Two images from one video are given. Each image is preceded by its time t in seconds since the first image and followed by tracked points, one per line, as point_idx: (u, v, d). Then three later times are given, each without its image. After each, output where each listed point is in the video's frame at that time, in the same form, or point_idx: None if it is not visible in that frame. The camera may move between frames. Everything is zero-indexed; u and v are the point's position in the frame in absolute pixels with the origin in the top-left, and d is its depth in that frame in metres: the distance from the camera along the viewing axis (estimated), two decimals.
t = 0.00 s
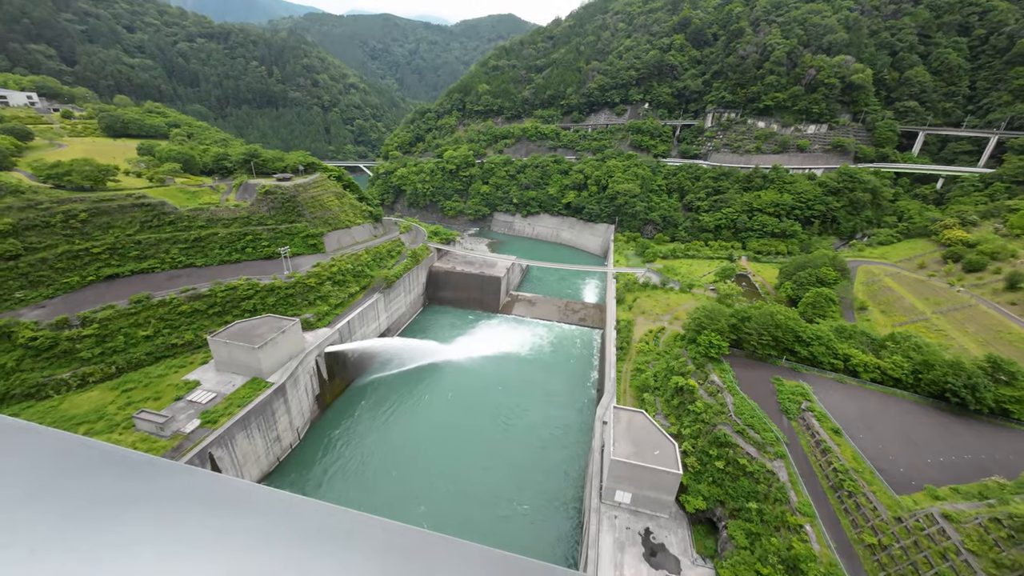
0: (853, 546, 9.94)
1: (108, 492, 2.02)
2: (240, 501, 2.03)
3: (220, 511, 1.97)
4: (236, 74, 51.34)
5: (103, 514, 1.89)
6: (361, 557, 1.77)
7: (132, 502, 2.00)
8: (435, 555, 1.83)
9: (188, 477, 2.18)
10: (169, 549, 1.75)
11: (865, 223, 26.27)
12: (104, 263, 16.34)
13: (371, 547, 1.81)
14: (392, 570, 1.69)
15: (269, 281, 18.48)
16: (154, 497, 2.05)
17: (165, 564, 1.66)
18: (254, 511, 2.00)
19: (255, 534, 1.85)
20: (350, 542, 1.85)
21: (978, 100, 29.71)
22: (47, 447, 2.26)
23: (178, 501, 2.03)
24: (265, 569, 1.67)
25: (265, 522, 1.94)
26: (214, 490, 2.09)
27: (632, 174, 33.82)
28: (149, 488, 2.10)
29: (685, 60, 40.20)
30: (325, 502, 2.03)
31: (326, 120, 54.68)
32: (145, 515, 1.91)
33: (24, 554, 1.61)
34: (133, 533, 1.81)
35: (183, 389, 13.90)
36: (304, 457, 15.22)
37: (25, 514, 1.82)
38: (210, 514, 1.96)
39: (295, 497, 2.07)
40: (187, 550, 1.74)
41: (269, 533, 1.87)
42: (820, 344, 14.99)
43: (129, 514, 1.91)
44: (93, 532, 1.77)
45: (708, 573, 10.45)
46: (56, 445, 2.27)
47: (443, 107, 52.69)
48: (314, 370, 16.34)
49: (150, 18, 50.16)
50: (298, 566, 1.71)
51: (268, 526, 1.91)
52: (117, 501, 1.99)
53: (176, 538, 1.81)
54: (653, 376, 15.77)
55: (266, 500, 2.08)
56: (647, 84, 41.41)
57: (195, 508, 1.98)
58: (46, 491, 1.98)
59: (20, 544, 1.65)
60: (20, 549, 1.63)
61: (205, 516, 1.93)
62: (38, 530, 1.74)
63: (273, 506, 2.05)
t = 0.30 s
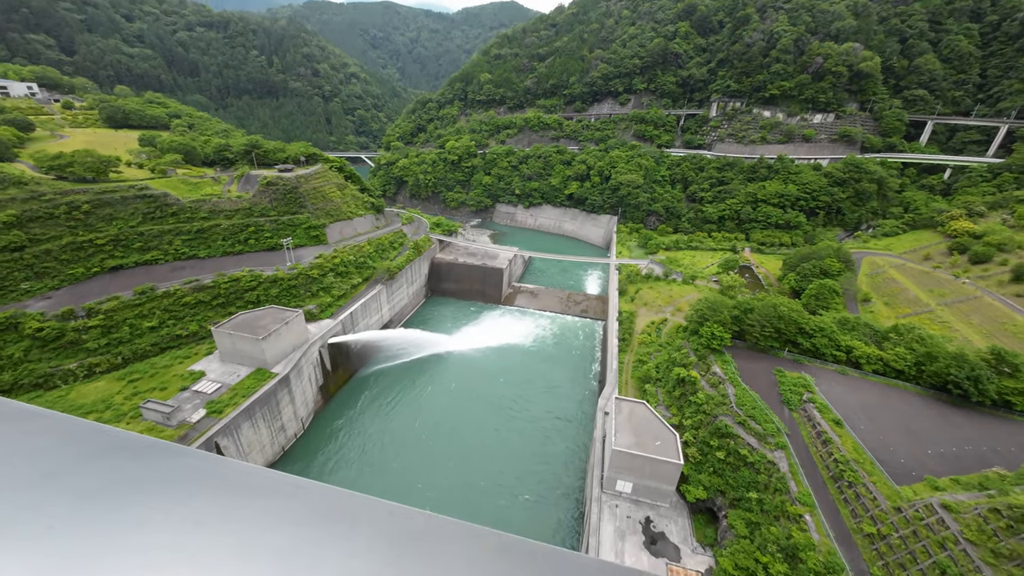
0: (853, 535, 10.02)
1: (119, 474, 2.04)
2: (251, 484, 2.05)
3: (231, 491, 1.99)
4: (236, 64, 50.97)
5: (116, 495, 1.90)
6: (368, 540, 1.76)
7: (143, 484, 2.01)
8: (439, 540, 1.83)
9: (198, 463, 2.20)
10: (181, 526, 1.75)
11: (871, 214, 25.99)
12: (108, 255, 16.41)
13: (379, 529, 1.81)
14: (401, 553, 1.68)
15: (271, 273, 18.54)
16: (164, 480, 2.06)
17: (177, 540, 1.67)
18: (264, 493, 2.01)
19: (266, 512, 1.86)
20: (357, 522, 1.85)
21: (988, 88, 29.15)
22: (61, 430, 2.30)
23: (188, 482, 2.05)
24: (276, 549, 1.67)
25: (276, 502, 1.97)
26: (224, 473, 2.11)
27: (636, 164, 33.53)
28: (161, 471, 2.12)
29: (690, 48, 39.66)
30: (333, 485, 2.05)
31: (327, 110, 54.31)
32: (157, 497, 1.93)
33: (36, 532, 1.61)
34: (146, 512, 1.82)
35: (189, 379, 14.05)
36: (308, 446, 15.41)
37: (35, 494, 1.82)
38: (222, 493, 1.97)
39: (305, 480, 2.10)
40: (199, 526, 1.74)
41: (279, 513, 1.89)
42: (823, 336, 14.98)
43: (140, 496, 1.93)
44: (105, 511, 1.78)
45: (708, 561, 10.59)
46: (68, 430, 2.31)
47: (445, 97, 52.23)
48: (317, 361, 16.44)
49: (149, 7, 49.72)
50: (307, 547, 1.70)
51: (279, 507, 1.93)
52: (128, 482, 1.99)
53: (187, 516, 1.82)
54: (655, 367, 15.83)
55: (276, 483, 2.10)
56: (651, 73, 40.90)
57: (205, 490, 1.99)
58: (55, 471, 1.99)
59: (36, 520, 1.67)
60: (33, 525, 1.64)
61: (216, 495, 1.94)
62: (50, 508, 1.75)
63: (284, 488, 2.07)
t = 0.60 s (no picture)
0: (854, 532, 10.03)
1: (129, 465, 2.09)
2: (260, 478, 2.13)
3: (240, 484, 2.06)
4: (239, 59, 50.92)
5: (128, 488, 1.95)
6: (372, 535, 1.82)
7: (154, 475, 2.07)
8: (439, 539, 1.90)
9: (207, 454, 2.26)
10: (196, 514, 1.81)
11: (876, 211, 25.79)
12: (113, 250, 16.51)
13: (384, 523, 1.84)
14: (406, 549, 1.75)
15: (275, 268, 18.62)
16: (175, 471, 2.11)
17: (190, 528, 1.71)
18: (276, 485, 2.11)
19: (276, 504, 1.93)
20: (363, 514, 1.93)
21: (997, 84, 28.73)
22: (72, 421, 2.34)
23: (198, 474, 2.10)
24: (286, 540, 1.74)
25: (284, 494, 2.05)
26: (233, 468, 2.19)
27: (639, 160, 33.36)
28: (172, 462, 2.18)
29: (695, 43, 39.35)
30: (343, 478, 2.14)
31: (330, 105, 54.24)
32: (167, 487, 1.99)
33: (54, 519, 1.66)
34: (159, 502, 1.87)
35: (193, 373, 14.14)
36: (311, 440, 15.51)
37: (50, 483, 1.86)
38: (234, 487, 2.03)
39: (313, 473, 2.18)
40: (213, 515, 1.81)
41: (289, 504, 1.97)
42: (826, 333, 14.93)
43: (151, 486, 1.98)
44: (119, 502, 1.84)
45: (709, 557, 10.62)
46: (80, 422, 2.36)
47: (447, 92, 52.04)
48: (321, 356, 16.52)
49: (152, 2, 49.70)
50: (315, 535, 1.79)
51: (289, 499, 2.01)
52: (139, 473, 2.05)
53: (200, 507, 1.87)
54: (657, 364, 15.83)
55: (284, 477, 2.19)
56: (655, 69, 40.60)
57: (216, 481, 2.05)
58: (66, 462, 2.02)
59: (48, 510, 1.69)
60: (49, 514, 1.67)
61: (227, 488, 2.01)
62: (62, 499, 1.78)
63: (292, 480, 2.17)
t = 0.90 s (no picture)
0: (857, 535, 9.94)
1: (138, 463, 2.14)
2: (267, 475, 2.12)
3: (249, 481, 2.06)
4: (243, 60, 51.21)
5: (137, 485, 2.01)
6: (372, 536, 1.82)
7: (163, 472, 2.11)
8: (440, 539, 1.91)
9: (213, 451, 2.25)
10: (205, 511, 1.87)
11: (880, 213, 25.66)
12: (117, 250, 16.61)
13: (384, 523, 1.79)
14: (407, 551, 1.75)
15: (278, 268, 18.68)
16: (183, 470, 2.13)
17: (201, 526, 1.77)
18: (284, 482, 2.09)
19: (283, 503, 1.95)
20: (366, 512, 1.93)
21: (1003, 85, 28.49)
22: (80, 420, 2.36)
23: (205, 472, 2.11)
24: (294, 538, 1.78)
25: (292, 492, 2.05)
26: (242, 464, 2.18)
27: (642, 162, 33.33)
28: (179, 460, 2.18)
29: (699, 44, 39.35)
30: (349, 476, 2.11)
31: (334, 106, 54.46)
32: (174, 483, 2.03)
33: (68, 518, 1.75)
34: (165, 499, 1.93)
35: (197, 372, 14.19)
36: (314, 440, 15.56)
37: (61, 482, 1.94)
38: (241, 483, 2.05)
39: (319, 472, 2.16)
40: (221, 512, 1.86)
41: (297, 504, 1.98)
42: (830, 336, 14.86)
43: (159, 484, 2.03)
44: (127, 500, 1.90)
45: (711, 560, 10.56)
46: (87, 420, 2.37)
47: (451, 93, 52.13)
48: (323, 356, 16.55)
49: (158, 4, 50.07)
50: (320, 535, 1.81)
51: (296, 498, 2.01)
52: (147, 471, 2.09)
53: (209, 504, 1.92)
54: (660, 366, 15.79)
55: (292, 473, 2.18)
56: (658, 70, 40.57)
57: (223, 479, 2.06)
58: (79, 460, 2.08)
59: (60, 510, 1.78)
60: (61, 513, 1.76)
61: (234, 485, 2.01)
62: (73, 501, 1.83)
63: (300, 478, 2.15)
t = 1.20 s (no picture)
0: (860, 542, 9.85)
1: (146, 462, 2.14)
2: (270, 475, 2.15)
3: (254, 483, 2.09)
4: (248, 63, 51.59)
5: (144, 485, 2.02)
6: (372, 535, 1.84)
7: (170, 472, 2.11)
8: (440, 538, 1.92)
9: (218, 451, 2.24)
10: (211, 511, 1.89)
11: (884, 217, 25.62)
12: (122, 250, 16.69)
13: (384, 523, 1.81)
14: (408, 549, 1.77)
15: (281, 270, 18.75)
16: (191, 469, 2.14)
17: (208, 524, 1.80)
18: (288, 483, 2.13)
19: (287, 504, 1.98)
20: (369, 513, 1.94)
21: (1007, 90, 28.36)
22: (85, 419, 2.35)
23: (210, 472, 2.12)
24: (299, 540, 1.80)
25: (296, 493, 2.08)
26: (247, 464, 2.20)
27: (645, 165, 33.35)
28: (184, 460, 2.18)
29: (702, 48, 39.46)
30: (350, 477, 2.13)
31: (338, 109, 54.73)
32: (182, 483, 2.04)
33: (78, 517, 1.77)
34: (173, 498, 1.93)
35: (199, 373, 14.22)
36: (315, 441, 15.59)
37: (68, 481, 1.94)
38: (247, 483, 2.07)
39: (324, 473, 2.17)
40: (226, 513, 1.88)
41: (301, 505, 2.01)
42: (833, 341, 14.82)
43: (165, 484, 2.04)
44: (135, 499, 1.91)
45: (712, 566, 10.48)
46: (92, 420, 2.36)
47: (454, 96, 52.31)
48: (325, 357, 16.58)
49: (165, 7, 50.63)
50: (326, 537, 1.84)
51: (299, 499, 2.03)
52: (153, 471, 2.09)
53: (216, 505, 1.93)
54: (662, 370, 15.74)
55: (297, 473, 2.20)
56: (661, 74, 40.68)
57: (230, 479, 2.08)
58: (87, 459, 2.09)
59: (68, 510, 1.79)
60: (68, 514, 1.77)
61: (240, 486, 2.04)
62: (81, 500, 1.85)
63: (304, 479, 2.17)
